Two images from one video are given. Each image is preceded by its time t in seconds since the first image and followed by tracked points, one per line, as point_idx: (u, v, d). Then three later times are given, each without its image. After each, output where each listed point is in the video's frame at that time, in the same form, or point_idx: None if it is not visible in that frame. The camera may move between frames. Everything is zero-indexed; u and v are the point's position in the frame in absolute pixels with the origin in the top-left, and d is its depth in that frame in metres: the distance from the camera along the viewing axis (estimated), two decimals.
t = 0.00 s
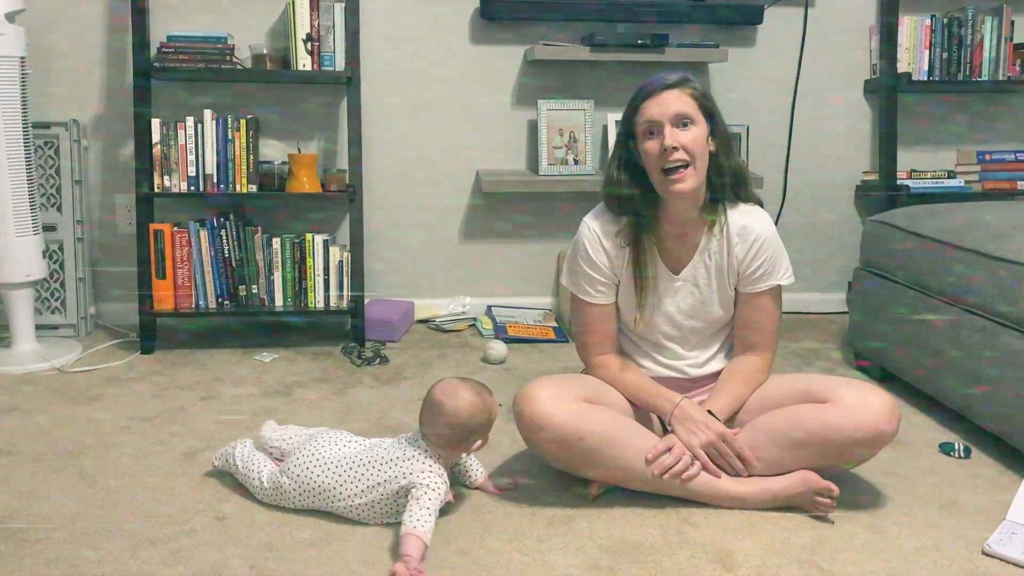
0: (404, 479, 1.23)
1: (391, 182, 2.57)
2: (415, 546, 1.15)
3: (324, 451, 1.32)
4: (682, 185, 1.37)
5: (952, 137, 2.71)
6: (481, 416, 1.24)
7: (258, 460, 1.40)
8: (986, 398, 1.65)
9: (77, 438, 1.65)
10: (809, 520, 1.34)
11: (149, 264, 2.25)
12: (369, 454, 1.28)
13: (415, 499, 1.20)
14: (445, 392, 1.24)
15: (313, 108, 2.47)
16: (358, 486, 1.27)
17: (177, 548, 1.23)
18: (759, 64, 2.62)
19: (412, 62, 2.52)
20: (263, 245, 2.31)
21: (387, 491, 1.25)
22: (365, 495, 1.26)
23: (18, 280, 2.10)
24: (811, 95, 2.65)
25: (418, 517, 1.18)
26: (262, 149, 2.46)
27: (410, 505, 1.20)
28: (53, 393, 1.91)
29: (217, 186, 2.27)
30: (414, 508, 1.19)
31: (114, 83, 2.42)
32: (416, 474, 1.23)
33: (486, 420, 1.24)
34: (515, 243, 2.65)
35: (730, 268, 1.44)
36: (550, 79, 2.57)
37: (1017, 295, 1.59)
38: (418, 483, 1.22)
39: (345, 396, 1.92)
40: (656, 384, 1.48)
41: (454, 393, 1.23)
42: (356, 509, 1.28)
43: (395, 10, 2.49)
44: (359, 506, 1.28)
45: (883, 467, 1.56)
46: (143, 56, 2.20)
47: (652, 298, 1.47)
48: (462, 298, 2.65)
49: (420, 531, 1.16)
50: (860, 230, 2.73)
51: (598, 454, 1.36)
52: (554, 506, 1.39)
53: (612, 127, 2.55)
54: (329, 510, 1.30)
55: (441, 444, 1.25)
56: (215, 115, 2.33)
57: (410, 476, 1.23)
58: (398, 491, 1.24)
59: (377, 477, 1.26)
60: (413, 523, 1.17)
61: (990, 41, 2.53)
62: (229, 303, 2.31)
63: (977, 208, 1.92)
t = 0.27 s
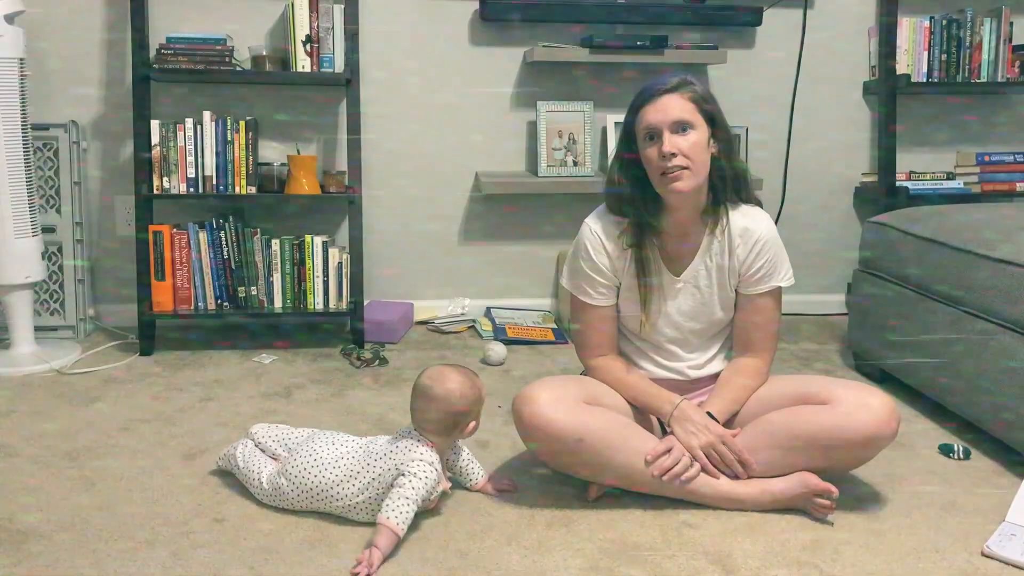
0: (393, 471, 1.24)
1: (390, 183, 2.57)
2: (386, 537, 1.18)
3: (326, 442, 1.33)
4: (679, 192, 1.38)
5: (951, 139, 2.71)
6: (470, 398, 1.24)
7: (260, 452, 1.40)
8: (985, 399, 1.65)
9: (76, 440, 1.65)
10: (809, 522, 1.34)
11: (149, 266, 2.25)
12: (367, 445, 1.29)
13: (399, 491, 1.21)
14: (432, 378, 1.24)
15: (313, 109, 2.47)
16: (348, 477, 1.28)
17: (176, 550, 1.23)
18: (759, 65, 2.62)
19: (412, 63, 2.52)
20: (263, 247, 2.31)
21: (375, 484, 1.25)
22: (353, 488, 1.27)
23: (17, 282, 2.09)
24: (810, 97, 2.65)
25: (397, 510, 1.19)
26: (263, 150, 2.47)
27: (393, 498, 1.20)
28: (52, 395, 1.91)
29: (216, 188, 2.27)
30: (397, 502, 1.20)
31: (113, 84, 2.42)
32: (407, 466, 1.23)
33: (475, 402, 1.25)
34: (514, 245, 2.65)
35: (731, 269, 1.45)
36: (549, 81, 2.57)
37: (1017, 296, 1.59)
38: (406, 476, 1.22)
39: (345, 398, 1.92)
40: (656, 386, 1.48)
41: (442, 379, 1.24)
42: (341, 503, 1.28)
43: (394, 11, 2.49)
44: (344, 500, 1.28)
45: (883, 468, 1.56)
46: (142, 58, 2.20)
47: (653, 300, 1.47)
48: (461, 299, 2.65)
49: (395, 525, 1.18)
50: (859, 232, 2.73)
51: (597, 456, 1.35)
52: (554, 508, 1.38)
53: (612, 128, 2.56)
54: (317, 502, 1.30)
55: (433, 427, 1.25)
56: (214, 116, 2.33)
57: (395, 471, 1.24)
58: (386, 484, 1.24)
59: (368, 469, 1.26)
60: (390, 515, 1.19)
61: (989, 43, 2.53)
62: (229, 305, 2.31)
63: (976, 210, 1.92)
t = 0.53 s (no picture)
0: (393, 477, 1.23)
1: (390, 185, 2.57)
2: (384, 545, 1.17)
3: (325, 445, 1.32)
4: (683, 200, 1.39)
5: (951, 141, 2.71)
6: (465, 401, 1.24)
7: (256, 450, 1.39)
8: (985, 401, 1.65)
9: (75, 442, 1.65)
10: (808, 525, 1.34)
11: (148, 268, 2.25)
12: (367, 450, 1.29)
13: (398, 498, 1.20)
14: (426, 384, 1.24)
15: (312, 111, 2.47)
16: (347, 482, 1.27)
17: (175, 552, 1.23)
18: (758, 68, 2.62)
19: (412, 65, 2.52)
20: (262, 249, 2.31)
21: (374, 490, 1.25)
22: (351, 493, 1.26)
23: (16, 284, 2.09)
24: (809, 99, 2.66)
25: (396, 518, 1.19)
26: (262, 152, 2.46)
27: (392, 505, 1.20)
28: (51, 397, 1.91)
29: (216, 190, 2.27)
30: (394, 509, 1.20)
31: (113, 86, 2.42)
32: (407, 472, 1.23)
33: (470, 406, 1.25)
34: (514, 247, 2.65)
35: (734, 273, 1.46)
36: (549, 83, 2.57)
37: (1016, 298, 1.59)
38: (406, 482, 1.22)
39: (344, 400, 1.92)
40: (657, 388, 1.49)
41: (436, 383, 1.24)
42: (339, 508, 1.28)
43: (394, 13, 2.49)
44: (342, 505, 1.27)
45: (882, 471, 1.56)
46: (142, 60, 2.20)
47: (656, 303, 1.48)
48: (461, 302, 2.65)
49: (393, 532, 1.18)
50: (859, 234, 2.73)
51: (597, 458, 1.36)
52: (554, 510, 1.38)
53: (611, 130, 2.56)
54: (314, 505, 1.30)
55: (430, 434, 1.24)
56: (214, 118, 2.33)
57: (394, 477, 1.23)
58: (385, 491, 1.24)
59: (367, 475, 1.26)
60: (388, 523, 1.18)
61: (988, 45, 2.53)
62: (228, 307, 2.31)
63: (976, 212, 1.92)
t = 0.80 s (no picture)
0: (396, 484, 1.24)
1: (390, 189, 2.57)
2: (385, 552, 1.18)
3: (326, 448, 1.32)
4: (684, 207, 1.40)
5: (950, 145, 2.71)
6: (477, 421, 1.24)
7: (257, 451, 1.38)
8: (984, 405, 1.65)
9: (74, 446, 1.65)
10: (807, 529, 1.34)
11: (148, 272, 2.25)
12: (372, 455, 1.29)
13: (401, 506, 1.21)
14: (439, 397, 1.24)
15: (312, 116, 2.48)
16: (348, 486, 1.27)
17: (175, 557, 1.22)
18: (757, 72, 2.62)
19: (411, 70, 2.53)
20: (262, 253, 2.31)
21: (376, 496, 1.25)
22: (352, 498, 1.26)
23: (16, 288, 2.09)
24: (808, 104, 2.66)
25: (398, 525, 1.19)
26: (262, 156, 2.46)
27: (395, 512, 1.20)
28: (50, 401, 1.91)
29: (216, 194, 2.27)
30: (397, 516, 1.20)
31: (113, 90, 2.42)
32: (411, 480, 1.23)
33: (480, 424, 1.25)
34: (514, 251, 2.65)
35: (733, 279, 1.46)
36: (548, 87, 2.57)
37: (1015, 303, 1.59)
38: (409, 490, 1.22)
39: (343, 404, 1.92)
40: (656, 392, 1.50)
41: (450, 398, 1.24)
42: (338, 512, 1.28)
43: (393, 18, 2.50)
44: (342, 509, 1.27)
45: (882, 475, 1.56)
46: (142, 65, 2.20)
47: (655, 308, 1.48)
48: (460, 306, 2.65)
49: (396, 538, 1.18)
50: (858, 238, 2.74)
51: (597, 463, 1.35)
52: (553, 514, 1.38)
53: (611, 134, 2.56)
54: (313, 508, 1.29)
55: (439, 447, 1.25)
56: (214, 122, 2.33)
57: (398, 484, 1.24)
58: (387, 497, 1.24)
59: (369, 480, 1.26)
60: (390, 529, 1.19)
61: (987, 50, 2.53)
62: (228, 311, 2.31)
63: (975, 216, 1.93)
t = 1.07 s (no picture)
0: (397, 483, 1.24)
1: (389, 196, 2.57)
2: (377, 548, 1.17)
3: (331, 451, 1.33)
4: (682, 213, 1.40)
5: (948, 152, 2.72)
6: (477, 425, 1.25)
7: (257, 459, 1.39)
8: (983, 412, 1.65)
9: (72, 453, 1.64)
10: (807, 536, 1.34)
11: (146, 279, 2.25)
12: (374, 458, 1.30)
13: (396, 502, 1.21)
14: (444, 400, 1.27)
15: (311, 123, 2.48)
16: (348, 485, 1.27)
17: (172, 564, 1.22)
18: (756, 79, 2.63)
19: (411, 77, 2.53)
20: (261, 260, 2.31)
21: (375, 495, 1.25)
22: (350, 498, 1.27)
23: (14, 295, 2.09)
24: (806, 111, 2.67)
25: (395, 520, 1.19)
26: (261, 163, 2.47)
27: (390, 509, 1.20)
28: (48, 408, 1.90)
29: (215, 201, 2.27)
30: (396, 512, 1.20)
31: (113, 97, 2.42)
32: (411, 480, 1.24)
33: (481, 430, 1.25)
34: (513, 257, 2.65)
35: (732, 285, 1.46)
36: (547, 94, 2.58)
37: (1014, 309, 1.60)
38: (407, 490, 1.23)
39: (342, 411, 1.92)
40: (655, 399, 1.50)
41: (452, 402, 1.26)
42: (335, 513, 1.28)
43: (392, 25, 2.50)
44: (339, 510, 1.27)
45: (881, 482, 1.56)
46: (141, 71, 2.20)
47: (653, 315, 1.49)
48: (459, 313, 2.65)
49: (394, 534, 1.18)
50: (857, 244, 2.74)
51: (595, 470, 1.35)
52: (552, 521, 1.38)
53: (610, 141, 2.57)
54: (311, 509, 1.29)
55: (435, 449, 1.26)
56: (214, 129, 2.33)
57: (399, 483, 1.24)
58: (385, 497, 1.24)
59: (370, 480, 1.26)
60: (389, 524, 1.19)
61: (985, 57, 2.54)
62: (226, 318, 2.31)
63: (974, 223, 1.93)
